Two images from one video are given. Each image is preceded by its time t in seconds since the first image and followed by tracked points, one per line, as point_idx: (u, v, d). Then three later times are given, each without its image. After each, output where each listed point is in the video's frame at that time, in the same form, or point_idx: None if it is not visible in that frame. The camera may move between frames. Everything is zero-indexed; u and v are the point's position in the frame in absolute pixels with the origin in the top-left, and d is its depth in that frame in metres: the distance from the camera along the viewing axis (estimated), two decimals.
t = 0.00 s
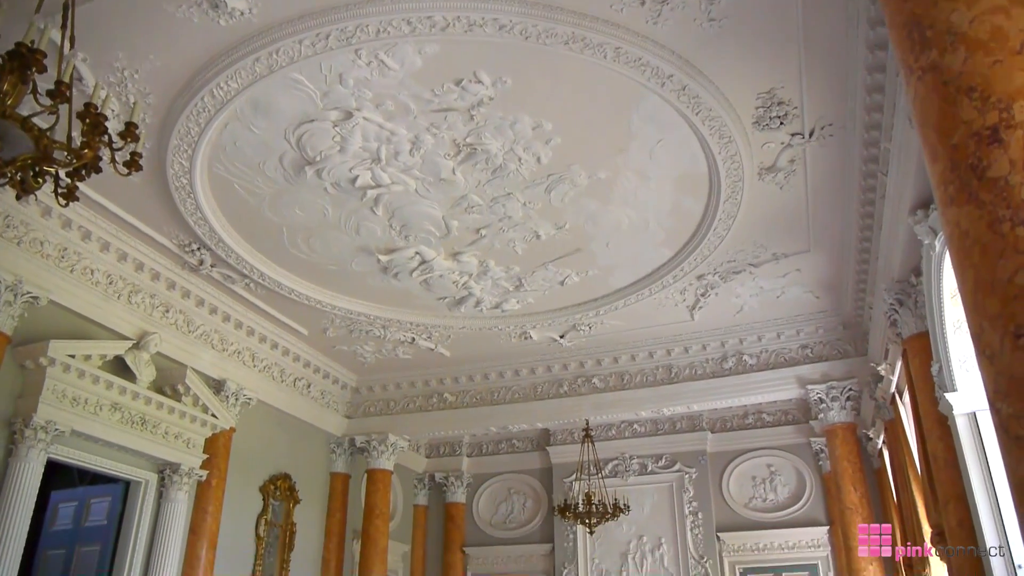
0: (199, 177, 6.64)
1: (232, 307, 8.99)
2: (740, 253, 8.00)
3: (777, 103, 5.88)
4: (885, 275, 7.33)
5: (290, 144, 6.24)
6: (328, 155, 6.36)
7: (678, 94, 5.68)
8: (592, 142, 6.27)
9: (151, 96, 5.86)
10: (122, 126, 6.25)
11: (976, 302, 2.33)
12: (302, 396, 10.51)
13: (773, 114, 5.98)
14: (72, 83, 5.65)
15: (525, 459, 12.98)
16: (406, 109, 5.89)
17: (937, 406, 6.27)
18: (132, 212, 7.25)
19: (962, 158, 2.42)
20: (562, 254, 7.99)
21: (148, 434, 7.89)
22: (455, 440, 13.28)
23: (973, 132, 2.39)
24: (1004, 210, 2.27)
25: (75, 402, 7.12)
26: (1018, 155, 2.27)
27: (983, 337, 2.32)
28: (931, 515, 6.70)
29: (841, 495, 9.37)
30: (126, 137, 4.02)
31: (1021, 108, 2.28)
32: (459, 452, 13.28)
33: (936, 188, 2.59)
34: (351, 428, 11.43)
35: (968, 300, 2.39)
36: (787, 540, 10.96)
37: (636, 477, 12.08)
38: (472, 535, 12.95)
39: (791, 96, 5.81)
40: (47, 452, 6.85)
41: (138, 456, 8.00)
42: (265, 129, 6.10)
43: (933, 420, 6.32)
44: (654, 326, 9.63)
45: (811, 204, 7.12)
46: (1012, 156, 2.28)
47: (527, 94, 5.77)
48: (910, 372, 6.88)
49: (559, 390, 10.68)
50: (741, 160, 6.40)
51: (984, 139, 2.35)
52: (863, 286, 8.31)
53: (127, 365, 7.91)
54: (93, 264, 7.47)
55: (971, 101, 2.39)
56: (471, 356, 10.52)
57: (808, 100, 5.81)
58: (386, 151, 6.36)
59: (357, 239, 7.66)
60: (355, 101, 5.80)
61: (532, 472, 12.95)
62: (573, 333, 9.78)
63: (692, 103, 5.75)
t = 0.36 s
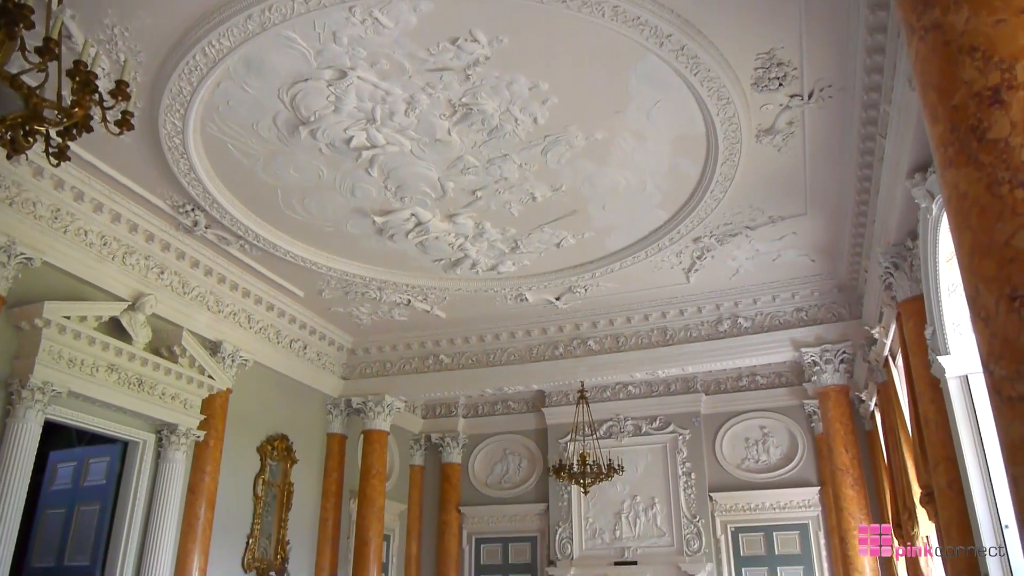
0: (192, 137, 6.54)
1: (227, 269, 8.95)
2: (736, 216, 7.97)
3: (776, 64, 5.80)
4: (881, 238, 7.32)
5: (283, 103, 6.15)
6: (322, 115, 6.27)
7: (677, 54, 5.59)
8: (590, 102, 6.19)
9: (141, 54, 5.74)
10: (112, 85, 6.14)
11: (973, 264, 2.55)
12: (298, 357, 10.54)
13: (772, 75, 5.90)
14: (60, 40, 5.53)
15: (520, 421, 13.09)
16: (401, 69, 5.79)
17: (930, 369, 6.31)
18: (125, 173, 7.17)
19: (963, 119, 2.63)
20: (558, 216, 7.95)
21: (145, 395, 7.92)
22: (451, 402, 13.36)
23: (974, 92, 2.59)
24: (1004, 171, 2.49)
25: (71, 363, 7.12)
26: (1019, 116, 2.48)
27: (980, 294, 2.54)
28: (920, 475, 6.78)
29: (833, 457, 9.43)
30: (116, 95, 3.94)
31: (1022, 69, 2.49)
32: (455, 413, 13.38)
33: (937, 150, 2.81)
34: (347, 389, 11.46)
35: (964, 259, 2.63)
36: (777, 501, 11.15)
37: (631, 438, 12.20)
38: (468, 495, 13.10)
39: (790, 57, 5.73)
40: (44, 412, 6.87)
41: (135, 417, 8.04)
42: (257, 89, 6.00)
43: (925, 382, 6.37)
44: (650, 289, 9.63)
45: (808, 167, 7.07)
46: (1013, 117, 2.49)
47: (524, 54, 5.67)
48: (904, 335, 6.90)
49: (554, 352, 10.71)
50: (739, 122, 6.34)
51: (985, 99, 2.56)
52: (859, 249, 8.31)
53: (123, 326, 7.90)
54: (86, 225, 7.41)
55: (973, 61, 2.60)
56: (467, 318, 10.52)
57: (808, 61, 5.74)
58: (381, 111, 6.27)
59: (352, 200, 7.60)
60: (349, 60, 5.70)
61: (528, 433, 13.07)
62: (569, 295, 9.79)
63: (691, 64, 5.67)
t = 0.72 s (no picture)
0: (182, 89, 6.41)
1: (220, 223, 8.87)
2: (733, 171, 7.90)
3: (776, 17, 5.69)
4: (877, 195, 7.28)
5: (275, 54, 6.01)
6: (315, 66, 6.14)
7: (676, 6, 5.48)
8: (586, 55, 6.08)
9: (127, 3, 5.58)
10: (99, 34, 5.99)
11: (971, 221, 2.86)
12: (293, 312, 10.52)
13: (772, 28, 5.80)
14: None
15: (515, 375, 13.18)
16: (394, 19, 5.66)
17: (922, 326, 6.33)
18: (114, 125, 7.05)
19: (963, 73, 2.92)
20: (554, 171, 7.87)
21: (140, 349, 7.93)
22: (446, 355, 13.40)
23: (977, 47, 2.87)
24: (1003, 125, 2.78)
25: (66, 318, 7.09)
26: (1021, 71, 2.76)
27: (975, 243, 2.85)
28: (909, 431, 6.87)
29: (825, 412, 9.47)
30: (103, 45, 3.83)
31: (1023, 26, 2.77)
32: (450, 367, 13.44)
33: (935, 104, 3.11)
34: (342, 344, 11.47)
35: (961, 214, 2.94)
36: (768, 455, 11.34)
37: (624, 392, 12.33)
38: (463, 447, 13.25)
39: (791, 10, 5.62)
40: (39, 366, 6.87)
41: (131, 371, 8.05)
42: (247, 39, 5.86)
43: (918, 340, 6.39)
44: (644, 244, 9.61)
45: (806, 122, 7.00)
46: (1015, 72, 2.77)
47: (520, 5, 5.53)
48: (897, 292, 6.90)
49: (549, 307, 10.72)
50: (736, 76, 6.25)
51: (988, 53, 2.84)
52: (855, 205, 8.28)
53: (116, 281, 7.86)
54: (76, 178, 7.32)
55: (975, 18, 2.89)
56: (461, 273, 10.50)
57: (809, 14, 5.63)
58: (375, 63, 6.14)
59: (346, 154, 7.50)
60: (341, 10, 5.56)
61: (522, 387, 13.18)
62: (564, 251, 9.76)
63: (690, 16, 5.57)
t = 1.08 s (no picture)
0: (171, 35, 6.26)
1: (214, 172, 8.76)
2: (732, 121, 7.81)
3: None
4: (876, 146, 7.22)
5: None
6: (307, 11, 5.99)
7: None
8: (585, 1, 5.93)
9: None
10: None
11: (972, 172, 3.05)
12: (289, 263, 10.48)
13: None
14: None
15: (511, 326, 13.23)
16: None
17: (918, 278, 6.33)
18: (103, 72, 6.89)
19: (969, 21, 3.09)
20: (551, 120, 7.76)
21: (137, 299, 7.90)
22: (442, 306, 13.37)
23: None
24: (1007, 74, 2.95)
25: (60, 268, 7.05)
26: None
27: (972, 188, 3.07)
28: (901, 381, 6.94)
29: (818, 363, 9.54)
30: None
31: None
32: (445, 317, 13.42)
33: (940, 50, 3.28)
34: (339, 294, 11.45)
35: (961, 161, 3.15)
36: (762, 405, 11.58)
37: (619, 343, 12.41)
38: (459, 396, 13.37)
39: None
40: (36, 316, 6.85)
41: (128, 321, 8.04)
42: None
43: (913, 292, 6.39)
44: (641, 195, 9.54)
45: (807, 71, 6.89)
46: (1019, 20, 2.94)
47: None
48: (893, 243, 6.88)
49: (545, 257, 10.69)
50: (737, 23, 6.12)
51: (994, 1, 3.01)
52: (854, 156, 8.21)
53: (110, 231, 7.79)
54: (67, 127, 7.19)
55: None
56: (457, 223, 10.42)
57: None
58: (369, 8, 5.99)
59: (340, 102, 7.37)
60: None
61: (518, 337, 13.24)
62: (560, 201, 9.70)
63: None
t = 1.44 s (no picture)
0: None
1: (207, 123, 8.63)
2: (732, 72, 7.70)
3: None
4: (875, 98, 7.14)
5: None
6: None
7: None
8: None
9: None
10: None
11: (975, 122, 3.03)
12: (285, 215, 10.40)
13: None
14: None
15: (508, 279, 13.23)
16: None
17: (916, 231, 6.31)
18: (92, 21, 6.73)
19: None
20: (550, 70, 7.63)
21: (132, 252, 7.86)
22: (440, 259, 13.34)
23: None
24: (1014, 23, 2.91)
25: (54, 221, 6.99)
26: None
27: (976, 143, 3.04)
28: (897, 335, 6.97)
29: (813, 316, 9.56)
30: None
31: None
32: (443, 271, 13.40)
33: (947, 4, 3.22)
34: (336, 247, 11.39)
35: (965, 114, 3.10)
36: (758, 357, 11.69)
37: (616, 296, 12.44)
38: (456, 349, 13.43)
39: None
40: (31, 270, 6.81)
41: (125, 274, 8.01)
42: None
43: (910, 246, 6.38)
44: (639, 146, 9.44)
45: (809, 21, 6.77)
46: None
47: None
48: (892, 196, 6.81)
49: (543, 210, 10.62)
50: None
51: None
52: (855, 109, 8.13)
53: (104, 183, 7.71)
54: (57, 77, 7.05)
55: None
56: (454, 175, 10.33)
57: None
58: None
59: (334, 52, 7.22)
60: None
61: (515, 291, 13.24)
62: (558, 153, 9.59)
63: None
